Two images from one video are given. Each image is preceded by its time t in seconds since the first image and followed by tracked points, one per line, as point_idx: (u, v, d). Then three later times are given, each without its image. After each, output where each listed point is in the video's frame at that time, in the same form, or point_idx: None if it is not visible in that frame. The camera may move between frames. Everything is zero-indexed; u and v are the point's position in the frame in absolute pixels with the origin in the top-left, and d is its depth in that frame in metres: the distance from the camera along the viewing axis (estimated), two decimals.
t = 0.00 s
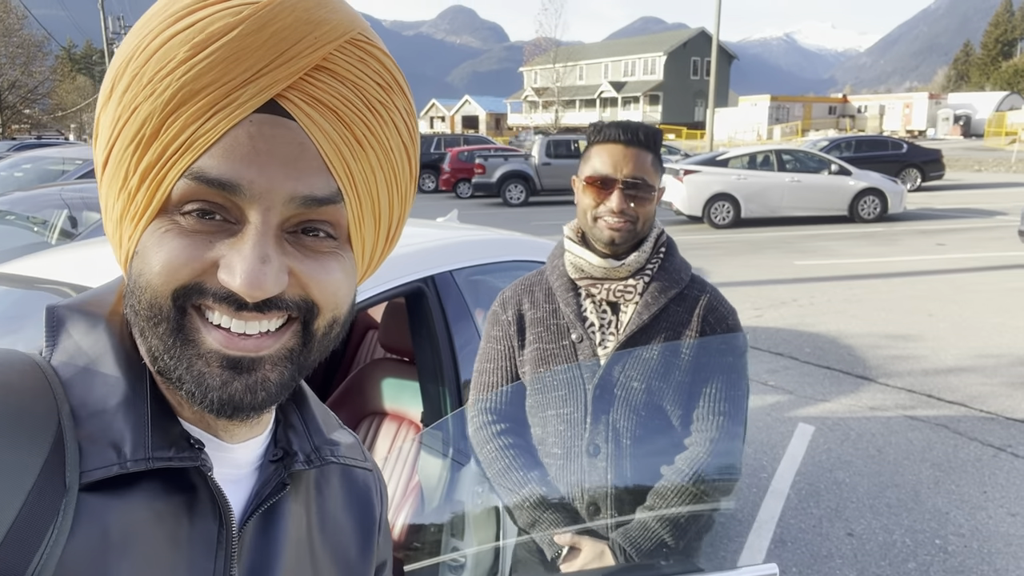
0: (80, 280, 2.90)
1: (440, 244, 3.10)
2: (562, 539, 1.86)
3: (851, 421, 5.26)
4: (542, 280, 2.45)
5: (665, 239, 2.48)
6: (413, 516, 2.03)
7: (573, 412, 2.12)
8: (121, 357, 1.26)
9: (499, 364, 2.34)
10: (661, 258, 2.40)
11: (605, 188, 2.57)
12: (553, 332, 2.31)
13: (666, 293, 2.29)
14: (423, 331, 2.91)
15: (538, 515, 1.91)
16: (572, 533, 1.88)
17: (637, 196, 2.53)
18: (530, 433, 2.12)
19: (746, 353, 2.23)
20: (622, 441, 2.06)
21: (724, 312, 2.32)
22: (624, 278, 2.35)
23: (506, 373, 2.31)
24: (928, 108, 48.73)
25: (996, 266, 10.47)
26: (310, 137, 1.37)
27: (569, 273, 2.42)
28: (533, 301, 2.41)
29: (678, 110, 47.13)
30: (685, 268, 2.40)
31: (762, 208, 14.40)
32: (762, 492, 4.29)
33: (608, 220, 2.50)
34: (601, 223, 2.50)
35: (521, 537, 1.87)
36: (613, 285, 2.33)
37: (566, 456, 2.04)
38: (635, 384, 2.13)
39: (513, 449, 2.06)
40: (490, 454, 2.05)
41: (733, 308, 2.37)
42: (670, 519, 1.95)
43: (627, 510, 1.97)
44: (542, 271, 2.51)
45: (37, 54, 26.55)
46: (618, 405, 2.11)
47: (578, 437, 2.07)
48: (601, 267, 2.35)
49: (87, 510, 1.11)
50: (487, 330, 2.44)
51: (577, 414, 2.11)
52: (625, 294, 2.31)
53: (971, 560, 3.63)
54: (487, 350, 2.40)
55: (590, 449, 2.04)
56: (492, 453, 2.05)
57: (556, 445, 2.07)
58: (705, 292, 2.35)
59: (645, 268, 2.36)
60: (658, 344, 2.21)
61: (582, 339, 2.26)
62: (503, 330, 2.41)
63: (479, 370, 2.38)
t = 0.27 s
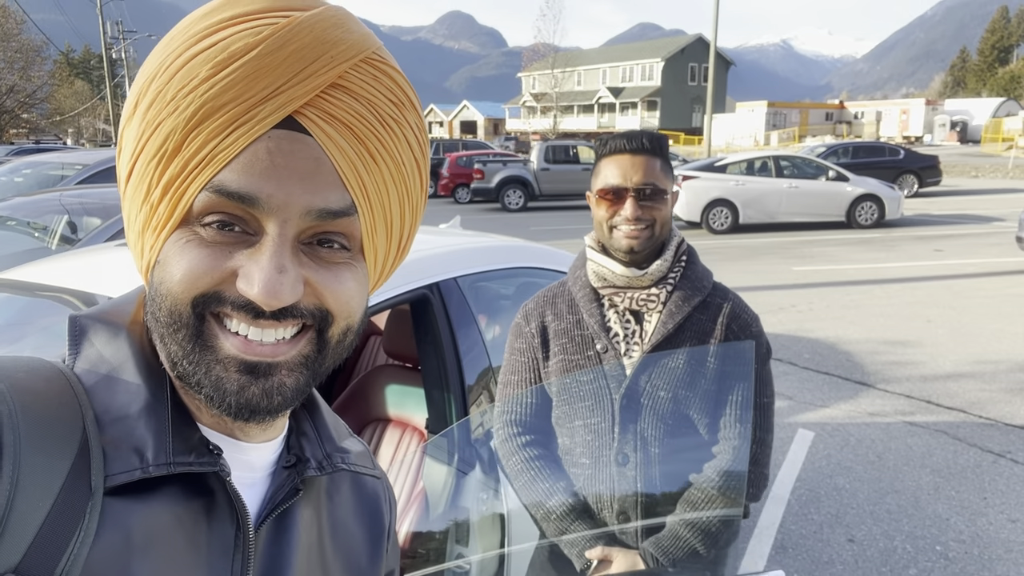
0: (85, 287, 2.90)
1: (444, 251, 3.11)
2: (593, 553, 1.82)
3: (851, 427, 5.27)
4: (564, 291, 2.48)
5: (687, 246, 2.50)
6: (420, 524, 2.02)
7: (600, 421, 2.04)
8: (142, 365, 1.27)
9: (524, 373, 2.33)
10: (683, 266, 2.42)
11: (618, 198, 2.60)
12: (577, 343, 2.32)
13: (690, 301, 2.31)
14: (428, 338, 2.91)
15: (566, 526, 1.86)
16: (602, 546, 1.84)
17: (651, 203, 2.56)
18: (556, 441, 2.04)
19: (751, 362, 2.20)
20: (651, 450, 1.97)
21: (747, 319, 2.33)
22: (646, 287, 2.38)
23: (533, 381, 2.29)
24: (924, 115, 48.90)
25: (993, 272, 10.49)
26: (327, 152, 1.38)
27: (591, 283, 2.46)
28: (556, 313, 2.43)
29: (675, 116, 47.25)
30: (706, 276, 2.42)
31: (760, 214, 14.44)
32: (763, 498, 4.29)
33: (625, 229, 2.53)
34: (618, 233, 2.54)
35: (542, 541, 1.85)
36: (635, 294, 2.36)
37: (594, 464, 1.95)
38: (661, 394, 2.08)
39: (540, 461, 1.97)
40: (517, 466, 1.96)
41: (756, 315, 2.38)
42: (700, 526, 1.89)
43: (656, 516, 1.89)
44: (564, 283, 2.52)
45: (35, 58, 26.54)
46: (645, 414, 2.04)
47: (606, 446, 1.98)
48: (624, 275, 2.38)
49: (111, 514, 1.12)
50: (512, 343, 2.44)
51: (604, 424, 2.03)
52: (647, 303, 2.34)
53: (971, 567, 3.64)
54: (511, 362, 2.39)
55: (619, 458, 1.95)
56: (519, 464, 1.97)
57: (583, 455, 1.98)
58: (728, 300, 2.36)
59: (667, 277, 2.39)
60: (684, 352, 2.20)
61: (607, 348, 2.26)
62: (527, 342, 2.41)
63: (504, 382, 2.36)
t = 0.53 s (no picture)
0: (81, 290, 2.89)
1: (445, 255, 3.09)
2: (601, 559, 1.80)
3: (851, 434, 5.25)
4: (575, 292, 2.46)
5: (702, 253, 2.45)
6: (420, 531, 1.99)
7: (608, 428, 2.00)
8: (129, 364, 1.26)
9: (535, 373, 2.34)
10: (697, 275, 2.36)
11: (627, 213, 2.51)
12: (588, 346, 2.31)
13: (704, 310, 2.26)
14: (428, 343, 2.90)
15: (571, 531, 1.83)
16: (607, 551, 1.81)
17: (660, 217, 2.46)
18: (561, 442, 2.01)
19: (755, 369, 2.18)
20: (659, 458, 1.93)
21: (760, 331, 2.30)
22: (660, 293, 2.32)
23: (542, 382, 2.31)
24: (924, 121, 48.95)
25: (994, 279, 10.48)
26: (314, 146, 1.37)
27: (604, 287, 2.39)
28: (567, 314, 2.42)
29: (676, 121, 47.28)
30: (720, 284, 2.37)
31: (760, 219, 14.43)
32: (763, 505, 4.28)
33: (633, 247, 2.45)
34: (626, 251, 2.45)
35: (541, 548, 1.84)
36: (649, 300, 2.30)
37: (600, 470, 1.91)
38: (671, 403, 2.02)
39: (546, 462, 1.93)
40: (522, 466, 1.93)
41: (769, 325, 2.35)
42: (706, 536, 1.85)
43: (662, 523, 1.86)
44: (575, 283, 2.50)
45: (36, 61, 26.55)
46: (654, 422, 1.98)
47: (613, 452, 1.93)
48: (638, 282, 2.32)
49: (97, 514, 1.11)
50: (520, 340, 2.45)
51: (612, 430, 1.98)
52: (660, 310, 2.28)
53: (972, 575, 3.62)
54: (520, 360, 2.40)
55: (627, 464, 1.90)
56: (524, 465, 1.93)
57: (589, 459, 1.94)
58: (742, 310, 2.33)
59: (681, 285, 2.33)
60: (697, 361, 2.14)
61: (618, 354, 2.25)
62: (537, 341, 2.42)
63: (510, 380, 2.36)
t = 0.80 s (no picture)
0: (85, 291, 2.90)
1: (449, 258, 3.10)
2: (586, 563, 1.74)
3: (855, 439, 5.24)
4: (570, 298, 2.53)
5: (697, 261, 2.45)
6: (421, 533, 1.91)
7: (600, 436, 1.98)
8: (132, 358, 1.25)
9: (531, 378, 2.43)
10: (691, 287, 2.39)
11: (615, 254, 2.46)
12: (582, 356, 2.38)
13: (697, 324, 2.28)
14: (433, 346, 2.90)
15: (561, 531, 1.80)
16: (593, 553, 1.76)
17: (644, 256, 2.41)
18: (559, 447, 1.98)
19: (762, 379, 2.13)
20: (648, 466, 1.88)
21: (754, 341, 2.31)
22: (650, 310, 2.39)
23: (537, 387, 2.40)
24: (928, 126, 48.89)
25: (998, 284, 10.45)
26: (314, 137, 1.37)
27: (596, 303, 2.46)
28: (562, 320, 2.50)
29: (679, 125, 47.27)
30: (716, 292, 2.39)
31: (764, 223, 14.42)
32: (766, 510, 4.27)
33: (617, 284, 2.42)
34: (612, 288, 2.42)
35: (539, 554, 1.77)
36: (639, 316, 2.38)
37: (591, 475, 1.88)
38: (661, 416, 2.00)
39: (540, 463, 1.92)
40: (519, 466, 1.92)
41: (767, 334, 2.35)
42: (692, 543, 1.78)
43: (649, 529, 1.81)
44: (571, 284, 2.59)
45: (41, 62, 26.62)
46: (645, 433, 1.96)
47: (604, 460, 1.90)
48: (627, 303, 2.39)
49: (102, 511, 1.11)
50: (518, 342, 2.55)
51: (604, 438, 1.97)
52: (652, 326, 2.35)
53: None
54: (516, 361, 2.50)
55: (616, 472, 1.87)
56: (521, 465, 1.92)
57: (583, 463, 1.92)
58: (736, 320, 2.33)
59: (673, 299, 2.37)
60: (688, 376, 2.11)
61: (610, 365, 2.32)
62: (533, 344, 2.51)
63: (508, 381, 2.47)
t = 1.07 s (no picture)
0: (95, 292, 2.92)
1: (456, 260, 3.12)
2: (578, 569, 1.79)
3: (862, 443, 5.22)
4: (542, 313, 2.58)
5: (659, 262, 2.53)
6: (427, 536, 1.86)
7: (582, 446, 2.01)
8: (146, 359, 1.26)
9: (509, 393, 2.52)
10: (656, 291, 2.46)
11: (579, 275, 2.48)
12: (559, 370, 2.47)
13: (665, 328, 2.38)
14: (439, 347, 2.91)
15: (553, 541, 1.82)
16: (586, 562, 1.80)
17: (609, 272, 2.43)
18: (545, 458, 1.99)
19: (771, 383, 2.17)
20: (632, 470, 1.95)
21: (721, 337, 2.41)
22: (619, 320, 2.45)
23: (518, 403, 2.49)
24: (936, 128, 48.70)
25: (1007, 288, 10.40)
26: (324, 136, 1.38)
27: (567, 319, 2.51)
28: (536, 335, 2.56)
29: (686, 127, 47.20)
30: (682, 291, 2.48)
31: (771, 226, 14.39)
32: (773, 514, 4.26)
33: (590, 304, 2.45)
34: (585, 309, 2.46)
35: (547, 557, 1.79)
36: (609, 327, 2.45)
37: (578, 484, 1.91)
38: (640, 421, 2.08)
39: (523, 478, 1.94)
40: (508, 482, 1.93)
41: (732, 323, 2.46)
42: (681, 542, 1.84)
43: (638, 533, 1.86)
44: (541, 297, 2.62)
45: (50, 63, 26.76)
46: (626, 439, 2.02)
47: (589, 469, 1.94)
48: (595, 316, 2.45)
49: (117, 514, 1.11)
50: (495, 359, 2.61)
51: (586, 448, 2.00)
52: (622, 335, 2.44)
53: None
54: (496, 378, 2.57)
55: (602, 480, 1.91)
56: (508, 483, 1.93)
57: (568, 472, 1.94)
58: (702, 319, 2.44)
59: (639, 306, 2.44)
60: (661, 381, 2.22)
61: (587, 377, 2.42)
62: (510, 360, 2.57)
63: (488, 398, 2.55)
